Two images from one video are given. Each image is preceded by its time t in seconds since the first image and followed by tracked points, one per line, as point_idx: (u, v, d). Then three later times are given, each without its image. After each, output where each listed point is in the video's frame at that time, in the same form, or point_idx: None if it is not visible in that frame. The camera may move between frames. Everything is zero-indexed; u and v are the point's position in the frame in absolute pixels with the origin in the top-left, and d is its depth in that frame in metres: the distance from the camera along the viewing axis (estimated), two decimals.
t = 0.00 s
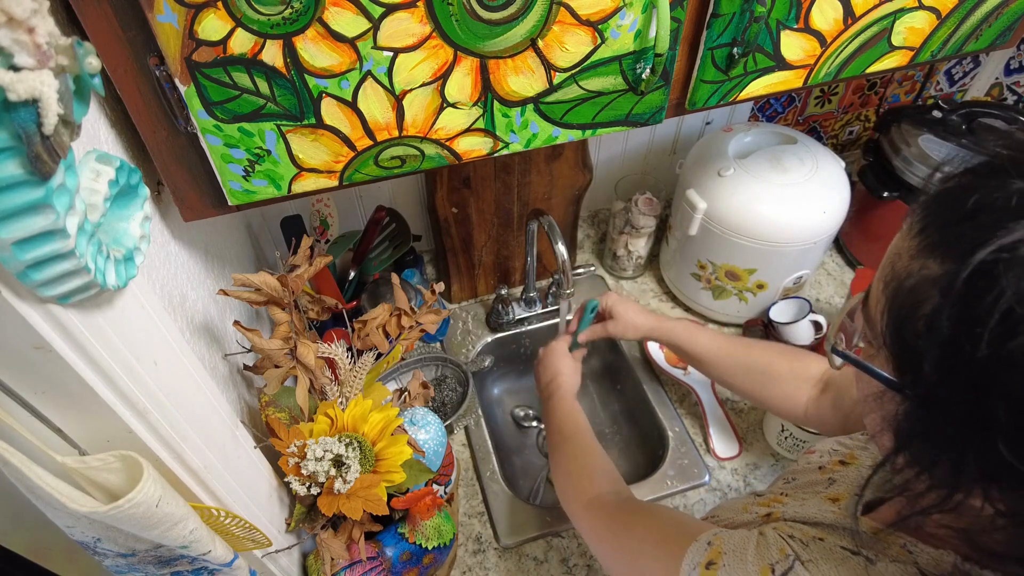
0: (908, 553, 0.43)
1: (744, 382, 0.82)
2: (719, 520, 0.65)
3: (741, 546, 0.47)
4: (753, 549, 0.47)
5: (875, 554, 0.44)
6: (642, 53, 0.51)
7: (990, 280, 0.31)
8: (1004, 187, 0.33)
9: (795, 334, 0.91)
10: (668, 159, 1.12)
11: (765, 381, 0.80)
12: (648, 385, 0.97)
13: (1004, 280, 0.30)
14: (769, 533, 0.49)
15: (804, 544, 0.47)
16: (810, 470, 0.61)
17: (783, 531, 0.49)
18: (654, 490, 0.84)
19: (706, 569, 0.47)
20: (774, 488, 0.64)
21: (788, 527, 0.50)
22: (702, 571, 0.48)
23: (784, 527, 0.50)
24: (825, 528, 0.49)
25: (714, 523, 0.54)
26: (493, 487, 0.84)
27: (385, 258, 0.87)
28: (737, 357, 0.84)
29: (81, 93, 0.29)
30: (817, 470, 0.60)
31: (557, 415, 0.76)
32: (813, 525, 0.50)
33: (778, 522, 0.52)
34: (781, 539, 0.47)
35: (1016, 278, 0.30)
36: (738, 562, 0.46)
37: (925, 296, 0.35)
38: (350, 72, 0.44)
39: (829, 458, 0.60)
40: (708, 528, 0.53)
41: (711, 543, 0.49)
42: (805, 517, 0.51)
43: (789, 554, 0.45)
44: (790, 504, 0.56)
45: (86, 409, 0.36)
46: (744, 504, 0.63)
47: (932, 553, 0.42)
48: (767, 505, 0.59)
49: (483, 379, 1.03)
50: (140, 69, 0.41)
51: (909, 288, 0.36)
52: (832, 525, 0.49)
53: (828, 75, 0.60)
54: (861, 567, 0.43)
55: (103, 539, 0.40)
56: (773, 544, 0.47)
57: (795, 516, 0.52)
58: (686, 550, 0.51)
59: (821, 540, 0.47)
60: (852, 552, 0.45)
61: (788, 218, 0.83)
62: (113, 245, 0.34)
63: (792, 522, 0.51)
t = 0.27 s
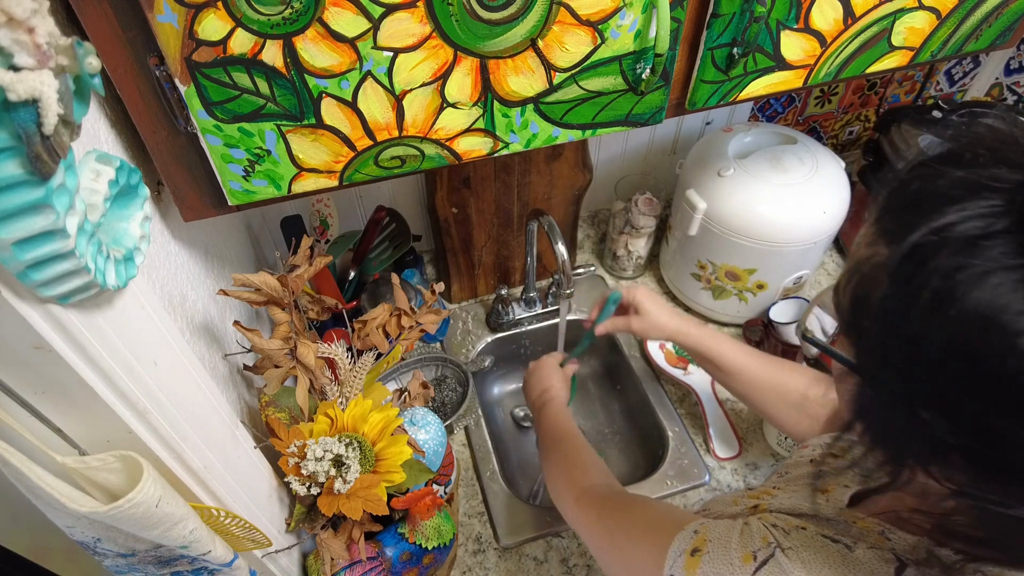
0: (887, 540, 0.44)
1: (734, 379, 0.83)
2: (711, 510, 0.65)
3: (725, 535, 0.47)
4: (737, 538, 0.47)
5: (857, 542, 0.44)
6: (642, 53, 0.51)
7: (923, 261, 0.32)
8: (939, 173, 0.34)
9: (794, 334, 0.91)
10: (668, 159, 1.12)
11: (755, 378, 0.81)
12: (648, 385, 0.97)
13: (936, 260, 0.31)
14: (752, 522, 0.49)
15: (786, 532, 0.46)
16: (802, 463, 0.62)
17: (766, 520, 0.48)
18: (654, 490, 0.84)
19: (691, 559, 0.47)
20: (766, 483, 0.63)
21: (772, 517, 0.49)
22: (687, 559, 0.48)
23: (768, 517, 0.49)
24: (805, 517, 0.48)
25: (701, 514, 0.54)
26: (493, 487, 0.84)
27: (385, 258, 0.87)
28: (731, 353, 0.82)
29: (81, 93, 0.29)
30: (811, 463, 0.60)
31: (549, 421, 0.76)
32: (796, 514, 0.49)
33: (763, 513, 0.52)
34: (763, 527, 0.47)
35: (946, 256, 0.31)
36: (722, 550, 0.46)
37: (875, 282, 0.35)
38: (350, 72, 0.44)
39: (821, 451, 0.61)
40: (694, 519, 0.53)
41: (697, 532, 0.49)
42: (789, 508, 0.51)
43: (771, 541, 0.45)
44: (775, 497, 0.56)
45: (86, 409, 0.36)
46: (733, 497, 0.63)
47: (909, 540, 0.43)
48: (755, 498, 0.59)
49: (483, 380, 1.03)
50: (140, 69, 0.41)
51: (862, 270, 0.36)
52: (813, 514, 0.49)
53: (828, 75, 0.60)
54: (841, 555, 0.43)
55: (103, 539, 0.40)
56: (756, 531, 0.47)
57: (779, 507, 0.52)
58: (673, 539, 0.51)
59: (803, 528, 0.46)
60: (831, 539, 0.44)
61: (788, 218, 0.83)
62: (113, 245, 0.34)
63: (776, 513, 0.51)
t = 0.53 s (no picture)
0: (879, 545, 0.45)
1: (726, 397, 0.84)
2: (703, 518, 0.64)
3: (718, 542, 0.47)
4: (730, 544, 0.47)
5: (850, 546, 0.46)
6: (642, 53, 0.51)
7: (884, 245, 0.35)
8: (931, 173, 0.35)
9: (794, 334, 0.91)
10: (668, 159, 1.12)
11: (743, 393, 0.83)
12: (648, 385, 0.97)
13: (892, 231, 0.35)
14: (744, 528, 0.48)
15: (779, 538, 0.47)
16: (801, 464, 0.64)
17: (760, 526, 0.48)
18: (654, 490, 0.84)
19: (684, 566, 0.48)
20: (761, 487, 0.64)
21: (765, 523, 0.49)
22: (680, 567, 0.48)
23: (761, 523, 0.49)
24: (800, 524, 0.50)
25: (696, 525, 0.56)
26: (493, 487, 0.84)
27: (385, 258, 0.87)
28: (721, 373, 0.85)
29: (81, 93, 0.29)
30: (808, 463, 0.62)
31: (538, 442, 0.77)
32: (792, 521, 0.51)
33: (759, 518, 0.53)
34: (756, 533, 0.47)
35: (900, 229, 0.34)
36: (715, 555, 0.46)
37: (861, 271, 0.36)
38: (350, 72, 0.44)
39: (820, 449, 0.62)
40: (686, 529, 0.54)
41: (689, 540, 0.49)
42: (785, 514, 0.52)
43: (764, 548, 0.46)
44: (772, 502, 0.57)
45: (86, 409, 0.36)
46: (729, 502, 0.64)
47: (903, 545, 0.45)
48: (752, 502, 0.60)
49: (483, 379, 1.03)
50: (140, 69, 0.41)
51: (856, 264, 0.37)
52: (810, 522, 0.50)
53: (828, 76, 0.60)
54: (836, 560, 0.44)
55: (103, 539, 0.40)
56: (749, 537, 0.47)
57: (774, 513, 0.53)
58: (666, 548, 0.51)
59: (796, 534, 0.47)
60: (825, 545, 0.46)
61: (787, 219, 0.83)
62: (113, 245, 0.34)
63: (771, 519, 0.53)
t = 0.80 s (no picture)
0: (891, 560, 0.45)
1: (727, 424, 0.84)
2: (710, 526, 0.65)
3: (723, 560, 0.47)
4: (736, 561, 0.47)
5: (859, 563, 0.46)
6: (642, 53, 0.51)
7: (899, 239, 0.36)
8: (953, 172, 0.36)
9: (795, 334, 0.91)
10: (668, 159, 1.12)
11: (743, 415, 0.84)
12: (648, 385, 0.97)
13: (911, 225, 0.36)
14: (750, 546, 0.49)
15: (786, 555, 0.47)
16: (810, 470, 0.62)
17: (765, 543, 0.49)
18: (654, 490, 0.84)
19: None
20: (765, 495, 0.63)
21: (771, 538, 0.49)
22: None
23: (767, 538, 0.50)
24: (808, 536, 0.50)
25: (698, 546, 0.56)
26: (494, 487, 0.84)
27: (385, 259, 0.87)
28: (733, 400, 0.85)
29: (81, 93, 0.29)
30: (817, 469, 0.61)
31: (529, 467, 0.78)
32: (798, 534, 0.50)
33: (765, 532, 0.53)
34: (762, 550, 0.47)
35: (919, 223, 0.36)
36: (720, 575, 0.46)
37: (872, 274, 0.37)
38: (350, 72, 0.44)
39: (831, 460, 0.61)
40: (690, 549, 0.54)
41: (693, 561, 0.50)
42: (791, 526, 0.52)
43: (770, 565, 0.46)
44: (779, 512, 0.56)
45: (86, 409, 0.36)
46: (734, 511, 0.62)
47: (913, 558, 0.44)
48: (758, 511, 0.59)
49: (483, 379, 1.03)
50: (139, 69, 0.41)
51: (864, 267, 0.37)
52: (817, 534, 0.50)
53: (828, 76, 0.60)
54: None
55: (103, 540, 0.40)
56: (755, 554, 0.47)
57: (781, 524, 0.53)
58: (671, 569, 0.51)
59: (804, 550, 0.47)
60: (833, 561, 0.46)
61: (787, 220, 0.83)
62: (113, 245, 0.34)
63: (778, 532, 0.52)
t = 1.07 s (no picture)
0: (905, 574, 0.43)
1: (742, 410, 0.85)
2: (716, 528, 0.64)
3: (735, 563, 0.46)
4: (747, 564, 0.46)
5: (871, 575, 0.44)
6: (642, 53, 0.51)
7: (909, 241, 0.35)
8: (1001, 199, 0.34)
9: (795, 334, 0.91)
10: (668, 159, 1.12)
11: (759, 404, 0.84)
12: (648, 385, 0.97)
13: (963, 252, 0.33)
14: (763, 551, 0.47)
15: (798, 564, 0.45)
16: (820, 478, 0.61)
17: (777, 550, 0.47)
18: (654, 490, 0.84)
19: None
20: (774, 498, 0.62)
21: (783, 546, 0.48)
22: None
23: (778, 546, 0.48)
24: (819, 545, 0.48)
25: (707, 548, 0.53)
26: (494, 487, 0.84)
27: (385, 259, 0.87)
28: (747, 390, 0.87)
29: (81, 93, 0.29)
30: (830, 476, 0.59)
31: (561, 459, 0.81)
32: (808, 543, 0.49)
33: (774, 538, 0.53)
34: (774, 557, 0.46)
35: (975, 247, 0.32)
36: None
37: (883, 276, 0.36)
38: (350, 72, 0.44)
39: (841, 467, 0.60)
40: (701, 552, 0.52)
41: (704, 563, 0.48)
42: (801, 534, 0.51)
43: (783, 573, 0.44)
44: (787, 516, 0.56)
45: (86, 409, 0.36)
46: (742, 514, 0.62)
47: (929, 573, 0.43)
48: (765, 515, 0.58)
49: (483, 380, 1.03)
50: (139, 69, 0.41)
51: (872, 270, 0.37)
52: (827, 543, 0.48)
53: (828, 76, 0.60)
54: None
55: (103, 539, 0.40)
56: (767, 560, 0.46)
57: (791, 532, 0.52)
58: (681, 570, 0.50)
59: (816, 559, 0.46)
60: (845, 572, 0.44)
61: (788, 219, 0.83)
62: (113, 245, 0.34)
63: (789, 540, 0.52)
